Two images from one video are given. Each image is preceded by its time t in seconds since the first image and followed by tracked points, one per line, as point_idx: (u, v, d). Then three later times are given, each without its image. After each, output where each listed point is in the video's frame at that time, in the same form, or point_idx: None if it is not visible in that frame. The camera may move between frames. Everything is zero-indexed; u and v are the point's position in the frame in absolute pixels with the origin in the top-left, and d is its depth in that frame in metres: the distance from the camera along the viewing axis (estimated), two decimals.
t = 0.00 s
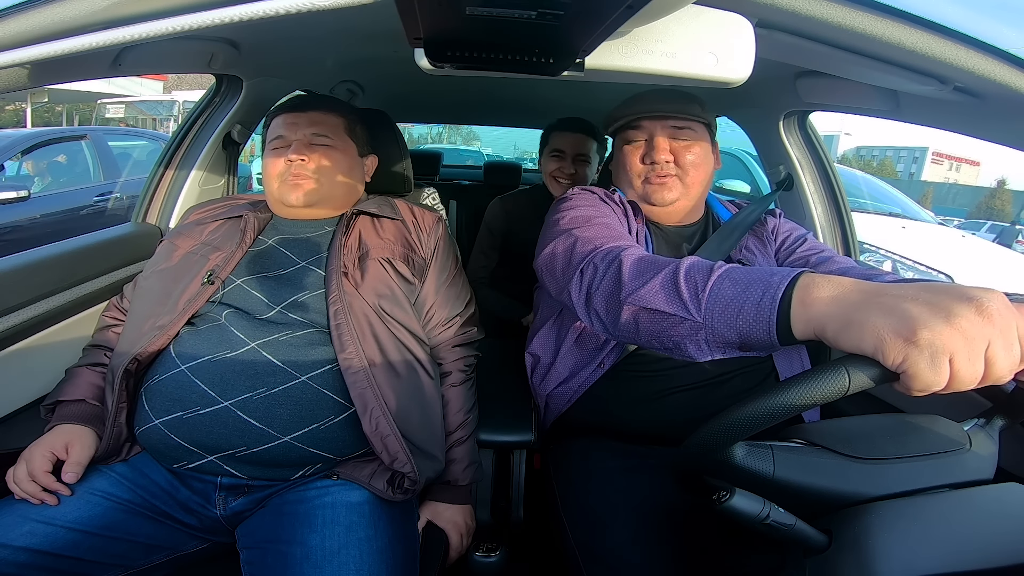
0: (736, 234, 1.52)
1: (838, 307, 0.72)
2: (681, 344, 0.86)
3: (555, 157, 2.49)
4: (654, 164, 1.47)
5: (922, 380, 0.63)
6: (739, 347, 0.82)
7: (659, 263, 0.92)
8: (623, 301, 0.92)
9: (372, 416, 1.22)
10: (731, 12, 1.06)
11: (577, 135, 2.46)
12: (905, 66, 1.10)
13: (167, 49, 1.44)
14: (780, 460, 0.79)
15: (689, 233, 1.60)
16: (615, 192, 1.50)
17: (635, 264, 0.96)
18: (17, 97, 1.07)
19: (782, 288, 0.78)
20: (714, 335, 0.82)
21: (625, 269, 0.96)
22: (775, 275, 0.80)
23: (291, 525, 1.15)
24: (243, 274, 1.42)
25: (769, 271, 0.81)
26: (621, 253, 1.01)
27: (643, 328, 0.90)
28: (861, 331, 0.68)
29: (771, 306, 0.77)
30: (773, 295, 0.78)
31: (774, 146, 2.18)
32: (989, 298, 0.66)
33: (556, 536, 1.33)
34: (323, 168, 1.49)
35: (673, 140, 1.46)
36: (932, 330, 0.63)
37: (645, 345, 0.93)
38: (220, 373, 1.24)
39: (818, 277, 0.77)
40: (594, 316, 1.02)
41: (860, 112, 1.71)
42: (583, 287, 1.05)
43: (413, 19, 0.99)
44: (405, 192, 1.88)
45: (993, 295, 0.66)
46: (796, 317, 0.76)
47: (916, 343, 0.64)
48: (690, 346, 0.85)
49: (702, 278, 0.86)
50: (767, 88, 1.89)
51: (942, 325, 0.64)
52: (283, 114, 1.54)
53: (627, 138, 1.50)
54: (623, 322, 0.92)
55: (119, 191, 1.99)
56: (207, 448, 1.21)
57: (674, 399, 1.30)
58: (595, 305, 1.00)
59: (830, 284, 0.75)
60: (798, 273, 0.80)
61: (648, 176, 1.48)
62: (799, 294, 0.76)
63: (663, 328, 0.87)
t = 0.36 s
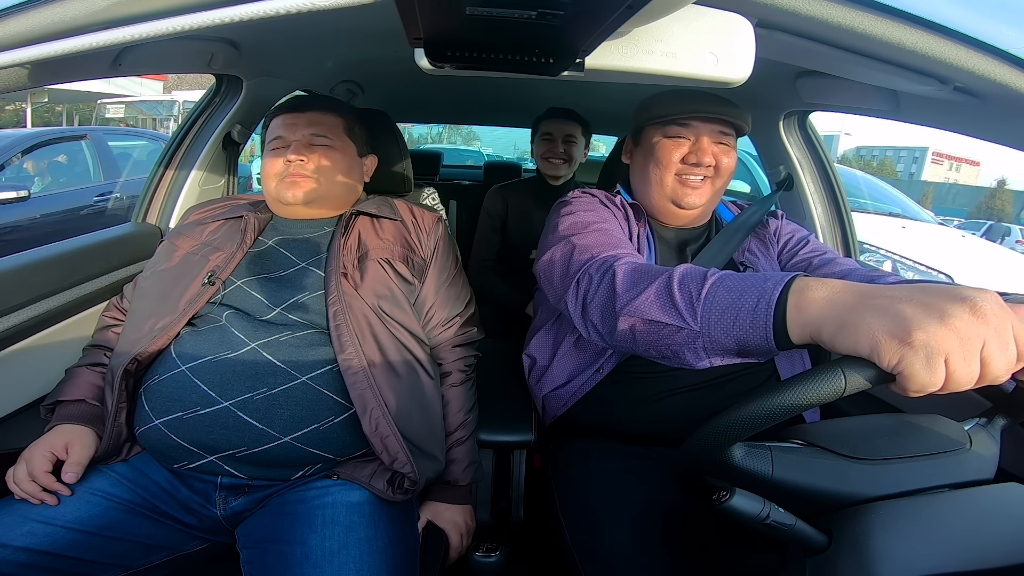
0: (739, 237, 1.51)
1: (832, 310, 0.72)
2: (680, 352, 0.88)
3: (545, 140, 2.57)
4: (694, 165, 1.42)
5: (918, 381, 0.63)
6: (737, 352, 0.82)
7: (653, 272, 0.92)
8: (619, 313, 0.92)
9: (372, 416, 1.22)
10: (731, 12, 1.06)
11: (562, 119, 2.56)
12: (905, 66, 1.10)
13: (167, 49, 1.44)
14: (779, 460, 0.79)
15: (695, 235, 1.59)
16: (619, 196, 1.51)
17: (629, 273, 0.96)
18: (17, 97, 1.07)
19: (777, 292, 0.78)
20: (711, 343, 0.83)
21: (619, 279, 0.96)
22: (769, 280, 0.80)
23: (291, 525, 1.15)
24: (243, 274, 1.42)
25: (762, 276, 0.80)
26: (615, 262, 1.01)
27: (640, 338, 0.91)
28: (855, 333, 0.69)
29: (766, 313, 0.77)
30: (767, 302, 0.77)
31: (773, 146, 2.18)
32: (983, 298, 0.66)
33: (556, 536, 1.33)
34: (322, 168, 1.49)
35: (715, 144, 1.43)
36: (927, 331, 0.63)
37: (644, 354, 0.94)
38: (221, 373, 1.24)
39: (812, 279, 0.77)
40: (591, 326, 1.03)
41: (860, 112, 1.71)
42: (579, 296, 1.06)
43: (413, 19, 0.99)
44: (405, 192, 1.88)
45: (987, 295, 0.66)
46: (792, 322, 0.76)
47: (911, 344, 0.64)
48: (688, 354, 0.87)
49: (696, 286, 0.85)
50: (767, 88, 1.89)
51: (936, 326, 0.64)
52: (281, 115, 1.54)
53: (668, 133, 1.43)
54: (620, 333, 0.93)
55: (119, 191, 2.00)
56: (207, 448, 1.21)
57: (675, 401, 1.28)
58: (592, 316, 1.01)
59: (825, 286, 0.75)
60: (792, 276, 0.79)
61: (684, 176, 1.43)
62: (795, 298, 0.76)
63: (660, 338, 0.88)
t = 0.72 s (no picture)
0: (742, 238, 1.51)
1: (828, 313, 0.72)
2: (679, 353, 0.88)
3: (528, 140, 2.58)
4: (718, 166, 1.43)
5: (913, 382, 0.63)
6: (734, 353, 0.83)
7: (652, 274, 0.92)
8: (619, 314, 0.93)
9: (372, 416, 1.22)
10: (731, 12, 1.06)
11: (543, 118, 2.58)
12: (905, 66, 1.10)
13: (168, 49, 1.44)
14: (777, 461, 0.79)
15: (700, 239, 1.60)
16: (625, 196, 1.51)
17: (629, 275, 0.96)
18: (18, 97, 1.07)
19: (774, 293, 0.78)
20: (709, 344, 0.83)
21: (619, 281, 0.96)
22: (764, 282, 0.80)
23: (291, 525, 1.15)
24: (243, 274, 1.42)
25: (758, 277, 0.81)
26: (615, 264, 1.02)
27: (640, 339, 0.91)
28: (851, 334, 0.69)
29: (763, 314, 0.78)
30: (763, 303, 0.78)
31: (774, 146, 2.18)
32: (977, 299, 0.66)
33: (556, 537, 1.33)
34: (322, 168, 1.49)
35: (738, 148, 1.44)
36: (921, 332, 0.63)
37: (643, 354, 0.94)
38: (220, 373, 1.24)
39: (807, 281, 0.77)
40: (592, 326, 1.04)
41: (860, 112, 1.71)
42: (581, 297, 1.07)
43: (413, 18, 0.99)
44: (405, 192, 1.88)
45: (981, 295, 0.66)
46: (787, 324, 0.77)
47: (905, 345, 0.64)
48: (687, 354, 0.87)
49: (694, 287, 0.86)
50: (767, 88, 1.89)
51: (931, 326, 0.64)
52: (281, 116, 1.54)
53: (698, 132, 1.42)
54: (620, 334, 0.93)
55: (119, 191, 2.00)
56: (207, 448, 1.21)
57: (675, 401, 1.28)
58: (592, 317, 1.02)
59: (818, 287, 0.75)
60: (788, 278, 0.79)
61: (708, 175, 1.43)
62: (790, 300, 0.77)
63: (659, 339, 0.89)
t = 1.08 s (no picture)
0: (745, 237, 1.52)
1: (852, 303, 0.72)
2: (693, 339, 0.88)
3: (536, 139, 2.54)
4: (715, 163, 1.42)
5: (941, 372, 0.62)
6: (750, 343, 0.83)
7: (673, 259, 0.94)
8: (636, 294, 0.94)
9: (372, 416, 1.22)
10: (730, 12, 1.06)
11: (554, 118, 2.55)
12: (905, 66, 1.10)
13: (168, 49, 1.44)
14: (778, 460, 0.79)
15: (706, 236, 1.60)
16: (637, 190, 1.51)
17: (649, 259, 0.98)
18: (18, 97, 1.07)
19: (796, 284, 0.79)
20: (725, 330, 0.84)
21: (639, 263, 0.98)
22: (788, 273, 0.81)
23: (291, 525, 1.15)
24: (243, 274, 1.42)
25: (782, 268, 0.82)
26: (634, 248, 1.03)
27: (654, 322, 0.92)
28: (878, 324, 0.69)
29: (784, 302, 0.78)
30: (786, 292, 0.78)
31: (774, 146, 2.18)
32: (1004, 294, 0.65)
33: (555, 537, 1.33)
34: (322, 168, 1.49)
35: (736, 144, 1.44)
36: (950, 321, 0.63)
37: (656, 340, 0.95)
38: (221, 373, 1.24)
39: (832, 274, 0.78)
40: (606, 310, 1.05)
41: (860, 112, 1.71)
42: (596, 281, 1.08)
43: (413, 19, 0.99)
44: (405, 192, 1.88)
45: (1009, 290, 0.66)
46: (810, 314, 0.77)
47: (934, 334, 0.64)
48: (701, 341, 0.87)
49: (716, 274, 0.87)
50: (767, 89, 1.89)
51: (959, 317, 0.64)
52: (280, 117, 1.54)
53: (693, 130, 1.42)
54: (635, 315, 0.95)
55: (119, 191, 2.00)
56: (208, 448, 1.21)
57: (676, 400, 1.29)
58: (607, 299, 1.03)
59: (842, 280, 0.75)
60: (812, 270, 0.80)
61: (705, 172, 1.42)
62: (813, 290, 0.77)
63: (675, 322, 0.89)
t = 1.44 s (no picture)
0: (744, 236, 1.52)
1: (862, 299, 0.72)
2: (700, 330, 0.88)
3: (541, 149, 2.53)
4: (689, 158, 1.46)
5: (952, 366, 0.62)
6: (757, 335, 0.84)
7: (686, 250, 0.95)
8: (647, 282, 0.95)
9: (372, 416, 1.22)
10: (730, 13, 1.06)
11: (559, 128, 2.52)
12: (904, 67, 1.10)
13: (170, 50, 1.44)
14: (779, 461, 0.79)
15: (705, 233, 1.61)
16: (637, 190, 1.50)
17: (661, 250, 0.99)
18: (19, 98, 1.07)
19: (807, 278, 0.79)
20: (733, 321, 0.84)
21: (651, 254, 0.99)
22: (800, 266, 0.82)
23: (291, 526, 1.15)
24: (244, 274, 1.43)
25: (794, 263, 0.82)
26: (646, 240, 1.04)
27: (663, 311, 0.93)
28: (888, 318, 0.69)
29: (794, 295, 0.79)
30: (796, 286, 0.79)
31: (773, 147, 2.18)
32: (1013, 292, 0.66)
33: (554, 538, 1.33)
34: (322, 169, 1.49)
35: (710, 140, 1.46)
36: (960, 315, 0.63)
37: (663, 331, 0.95)
38: (223, 374, 1.24)
39: (843, 271, 0.78)
40: (614, 299, 1.05)
41: (860, 113, 1.71)
42: (605, 271, 1.09)
43: (414, 20, 0.99)
44: (405, 193, 1.88)
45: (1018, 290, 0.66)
46: (818, 308, 0.77)
47: (944, 327, 0.64)
48: (709, 331, 0.87)
49: (728, 266, 0.88)
50: (767, 90, 1.89)
51: (968, 313, 0.64)
52: (283, 118, 1.54)
53: (667, 130, 1.49)
54: (645, 303, 0.96)
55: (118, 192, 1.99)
56: (208, 448, 1.21)
57: (676, 400, 1.29)
58: (617, 288, 1.03)
59: (857, 277, 0.75)
60: (823, 267, 0.81)
61: (680, 169, 1.47)
62: (825, 285, 0.78)
63: (683, 311, 0.90)
